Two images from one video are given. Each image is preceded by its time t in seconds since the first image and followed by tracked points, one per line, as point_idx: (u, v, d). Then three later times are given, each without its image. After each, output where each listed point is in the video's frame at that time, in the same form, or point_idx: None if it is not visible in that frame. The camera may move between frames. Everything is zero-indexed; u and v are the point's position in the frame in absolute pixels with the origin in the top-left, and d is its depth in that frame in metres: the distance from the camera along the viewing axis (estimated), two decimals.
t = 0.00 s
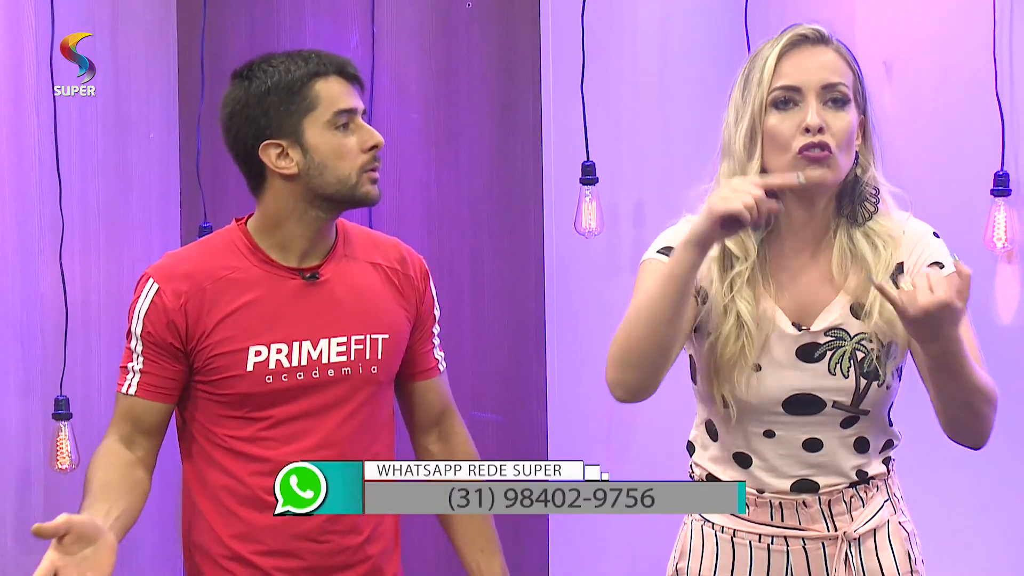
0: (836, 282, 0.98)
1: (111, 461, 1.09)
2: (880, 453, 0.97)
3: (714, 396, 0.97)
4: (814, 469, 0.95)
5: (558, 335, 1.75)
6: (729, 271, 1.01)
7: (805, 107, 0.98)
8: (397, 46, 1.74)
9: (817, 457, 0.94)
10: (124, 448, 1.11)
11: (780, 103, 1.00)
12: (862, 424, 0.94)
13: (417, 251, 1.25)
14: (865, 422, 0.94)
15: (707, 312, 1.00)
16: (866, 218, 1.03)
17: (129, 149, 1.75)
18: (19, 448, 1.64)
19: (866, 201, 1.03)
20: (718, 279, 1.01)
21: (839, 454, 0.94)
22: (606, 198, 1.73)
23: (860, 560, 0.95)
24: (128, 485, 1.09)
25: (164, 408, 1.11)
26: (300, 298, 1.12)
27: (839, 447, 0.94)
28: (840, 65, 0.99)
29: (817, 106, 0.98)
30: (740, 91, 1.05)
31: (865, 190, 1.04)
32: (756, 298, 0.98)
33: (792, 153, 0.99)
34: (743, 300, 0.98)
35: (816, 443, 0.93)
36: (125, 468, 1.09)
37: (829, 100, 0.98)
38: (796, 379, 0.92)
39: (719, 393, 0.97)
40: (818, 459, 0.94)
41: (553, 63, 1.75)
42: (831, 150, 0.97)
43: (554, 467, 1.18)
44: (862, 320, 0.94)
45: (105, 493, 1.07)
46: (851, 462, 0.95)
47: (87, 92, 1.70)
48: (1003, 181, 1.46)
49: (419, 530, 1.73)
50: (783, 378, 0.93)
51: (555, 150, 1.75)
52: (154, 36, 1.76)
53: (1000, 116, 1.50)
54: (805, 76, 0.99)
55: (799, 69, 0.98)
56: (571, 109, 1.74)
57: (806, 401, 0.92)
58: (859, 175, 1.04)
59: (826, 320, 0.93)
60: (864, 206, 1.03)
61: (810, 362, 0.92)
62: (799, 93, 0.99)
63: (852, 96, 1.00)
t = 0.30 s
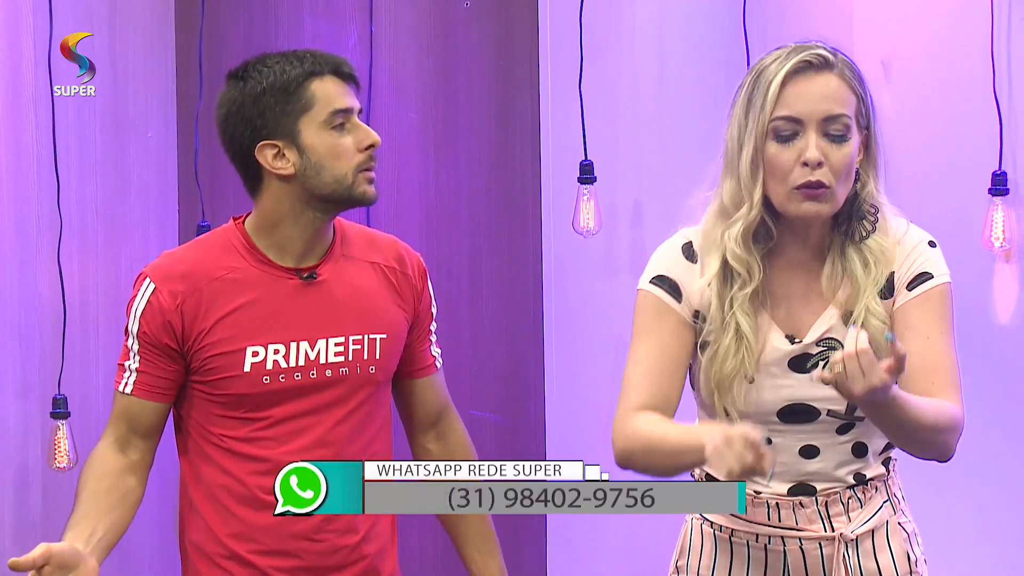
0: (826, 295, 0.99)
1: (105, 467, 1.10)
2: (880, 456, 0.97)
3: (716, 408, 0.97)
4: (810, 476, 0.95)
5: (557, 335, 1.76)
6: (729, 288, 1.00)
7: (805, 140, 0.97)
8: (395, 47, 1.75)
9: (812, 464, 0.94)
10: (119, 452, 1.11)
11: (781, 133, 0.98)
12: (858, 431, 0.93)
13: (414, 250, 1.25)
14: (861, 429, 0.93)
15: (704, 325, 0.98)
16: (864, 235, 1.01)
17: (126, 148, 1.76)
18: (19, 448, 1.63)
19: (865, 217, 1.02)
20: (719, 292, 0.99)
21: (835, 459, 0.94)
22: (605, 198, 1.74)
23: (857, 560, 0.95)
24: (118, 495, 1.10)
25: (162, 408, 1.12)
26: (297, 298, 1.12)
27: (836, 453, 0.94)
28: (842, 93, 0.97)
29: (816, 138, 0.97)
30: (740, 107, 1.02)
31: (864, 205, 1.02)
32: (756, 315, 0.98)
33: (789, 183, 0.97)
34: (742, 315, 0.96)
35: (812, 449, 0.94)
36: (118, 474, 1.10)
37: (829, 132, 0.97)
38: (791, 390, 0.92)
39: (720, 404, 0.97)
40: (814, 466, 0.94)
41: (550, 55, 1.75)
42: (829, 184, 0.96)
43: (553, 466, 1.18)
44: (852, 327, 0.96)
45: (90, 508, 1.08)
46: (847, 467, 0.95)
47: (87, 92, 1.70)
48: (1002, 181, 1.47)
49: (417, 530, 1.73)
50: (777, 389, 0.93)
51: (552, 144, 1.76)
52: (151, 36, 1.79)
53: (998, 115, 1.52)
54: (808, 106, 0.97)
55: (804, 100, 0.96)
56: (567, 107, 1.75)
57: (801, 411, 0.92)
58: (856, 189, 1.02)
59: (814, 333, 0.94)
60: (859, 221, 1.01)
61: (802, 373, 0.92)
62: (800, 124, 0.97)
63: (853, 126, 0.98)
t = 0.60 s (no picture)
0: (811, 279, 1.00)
1: (103, 468, 1.10)
2: (870, 452, 0.96)
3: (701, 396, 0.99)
4: (795, 466, 0.96)
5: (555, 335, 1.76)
6: (717, 274, 1.01)
7: (775, 121, 1.01)
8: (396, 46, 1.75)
9: (796, 453, 0.96)
10: (117, 453, 1.11)
11: (754, 117, 1.03)
12: (844, 420, 0.94)
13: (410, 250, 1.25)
14: (845, 419, 0.93)
15: (686, 311, 1.02)
16: (849, 217, 1.01)
17: (125, 148, 1.77)
18: (18, 447, 1.62)
19: (846, 199, 1.02)
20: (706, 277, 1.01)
21: (820, 450, 0.95)
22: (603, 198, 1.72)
23: (842, 556, 0.96)
24: (116, 495, 1.10)
25: (159, 408, 1.12)
26: (293, 298, 1.13)
27: (820, 442, 0.95)
28: (812, 76, 1.01)
29: (788, 120, 1.01)
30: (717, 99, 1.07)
31: (845, 190, 1.02)
32: (741, 300, 1.00)
33: (765, 167, 1.02)
34: (728, 299, 0.99)
35: (795, 438, 0.95)
36: (116, 475, 1.10)
37: (799, 113, 1.01)
38: (772, 376, 0.95)
39: (707, 391, 0.98)
40: (798, 455, 0.96)
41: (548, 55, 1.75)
42: (801, 164, 1.00)
43: (553, 466, 1.17)
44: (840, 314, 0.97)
45: (89, 506, 1.08)
46: (831, 458, 0.95)
47: (87, 92, 1.70)
48: (1001, 180, 1.50)
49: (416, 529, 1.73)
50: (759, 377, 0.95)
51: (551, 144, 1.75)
52: (151, 37, 1.80)
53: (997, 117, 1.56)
54: (777, 89, 1.01)
55: (773, 83, 1.01)
56: (566, 106, 1.74)
57: (783, 397, 0.94)
58: (838, 174, 1.03)
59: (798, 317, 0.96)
60: (844, 203, 1.02)
61: (784, 358, 0.94)
62: (772, 107, 1.02)
63: (825, 106, 1.02)
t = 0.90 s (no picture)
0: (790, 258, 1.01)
1: (96, 469, 1.10)
2: (848, 447, 0.96)
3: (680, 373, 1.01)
4: (770, 450, 0.96)
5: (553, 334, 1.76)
6: (693, 256, 1.05)
7: (744, 96, 1.01)
8: (392, 46, 1.75)
9: (772, 437, 0.95)
10: (110, 452, 1.12)
11: (726, 94, 1.04)
12: (818, 406, 0.94)
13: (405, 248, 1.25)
14: (820, 404, 0.94)
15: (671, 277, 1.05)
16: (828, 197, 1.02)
17: (124, 148, 1.77)
18: (15, 447, 1.62)
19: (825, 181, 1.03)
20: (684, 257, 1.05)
21: (796, 436, 0.95)
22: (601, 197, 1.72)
23: (817, 551, 0.95)
24: (108, 497, 1.10)
25: (153, 407, 1.12)
26: (286, 297, 1.13)
27: (796, 428, 0.95)
28: (781, 54, 1.02)
29: (755, 93, 1.01)
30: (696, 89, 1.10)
31: (824, 171, 1.04)
32: (721, 279, 1.02)
33: (734, 140, 1.01)
34: (707, 283, 1.01)
35: (771, 423, 0.95)
36: (109, 476, 1.10)
37: (768, 87, 1.01)
38: (749, 355, 0.95)
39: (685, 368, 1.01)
40: (774, 439, 0.95)
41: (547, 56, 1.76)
42: (771, 134, 0.99)
43: (553, 466, 1.18)
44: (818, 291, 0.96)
45: (81, 509, 1.08)
46: (808, 445, 0.95)
47: (87, 92, 1.71)
48: (998, 181, 1.49)
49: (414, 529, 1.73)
50: (734, 359, 0.96)
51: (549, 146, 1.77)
52: (150, 37, 1.79)
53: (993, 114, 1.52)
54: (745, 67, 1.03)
55: (739, 59, 1.02)
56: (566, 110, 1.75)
57: (756, 378, 0.95)
58: (816, 158, 1.06)
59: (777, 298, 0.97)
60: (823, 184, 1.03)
61: (760, 341, 0.95)
62: (739, 83, 1.02)
63: (795, 81, 1.02)
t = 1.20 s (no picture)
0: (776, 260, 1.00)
1: (91, 467, 1.10)
2: (840, 446, 0.96)
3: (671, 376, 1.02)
4: (760, 450, 0.96)
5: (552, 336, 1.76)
6: (681, 256, 1.05)
7: (725, 95, 1.02)
8: (393, 46, 1.75)
9: (761, 437, 0.95)
10: (107, 452, 1.12)
11: (708, 94, 1.04)
12: (806, 403, 0.95)
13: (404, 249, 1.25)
14: (808, 402, 0.94)
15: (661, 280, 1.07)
16: (811, 198, 1.02)
17: (124, 149, 1.77)
18: (15, 449, 1.63)
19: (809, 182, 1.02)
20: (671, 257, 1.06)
21: (786, 436, 0.95)
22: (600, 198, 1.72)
23: (807, 552, 0.95)
24: (103, 496, 1.10)
25: (150, 407, 1.12)
26: (284, 296, 1.13)
27: (783, 426, 0.95)
28: (763, 53, 1.02)
29: (736, 92, 1.01)
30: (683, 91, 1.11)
31: (808, 172, 1.04)
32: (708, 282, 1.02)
33: (716, 139, 1.01)
34: (694, 287, 1.01)
35: (760, 422, 0.96)
36: (105, 475, 1.11)
37: (749, 86, 1.01)
38: (735, 355, 0.96)
39: (677, 371, 1.01)
40: (763, 440, 0.96)
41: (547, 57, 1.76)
42: (751, 132, 0.99)
43: (553, 467, 1.17)
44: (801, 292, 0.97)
45: (75, 506, 1.09)
46: (799, 444, 0.95)
47: (87, 92, 1.71)
48: (997, 182, 1.49)
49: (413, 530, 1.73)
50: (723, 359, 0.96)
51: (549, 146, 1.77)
52: (150, 38, 1.79)
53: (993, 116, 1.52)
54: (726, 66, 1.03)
55: (719, 58, 1.02)
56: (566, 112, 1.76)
57: (742, 378, 0.95)
58: (801, 159, 1.05)
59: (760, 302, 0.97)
60: (807, 186, 1.02)
61: (744, 341, 0.96)
62: (721, 83, 1.03)
63: (776, 81, 1.02)
